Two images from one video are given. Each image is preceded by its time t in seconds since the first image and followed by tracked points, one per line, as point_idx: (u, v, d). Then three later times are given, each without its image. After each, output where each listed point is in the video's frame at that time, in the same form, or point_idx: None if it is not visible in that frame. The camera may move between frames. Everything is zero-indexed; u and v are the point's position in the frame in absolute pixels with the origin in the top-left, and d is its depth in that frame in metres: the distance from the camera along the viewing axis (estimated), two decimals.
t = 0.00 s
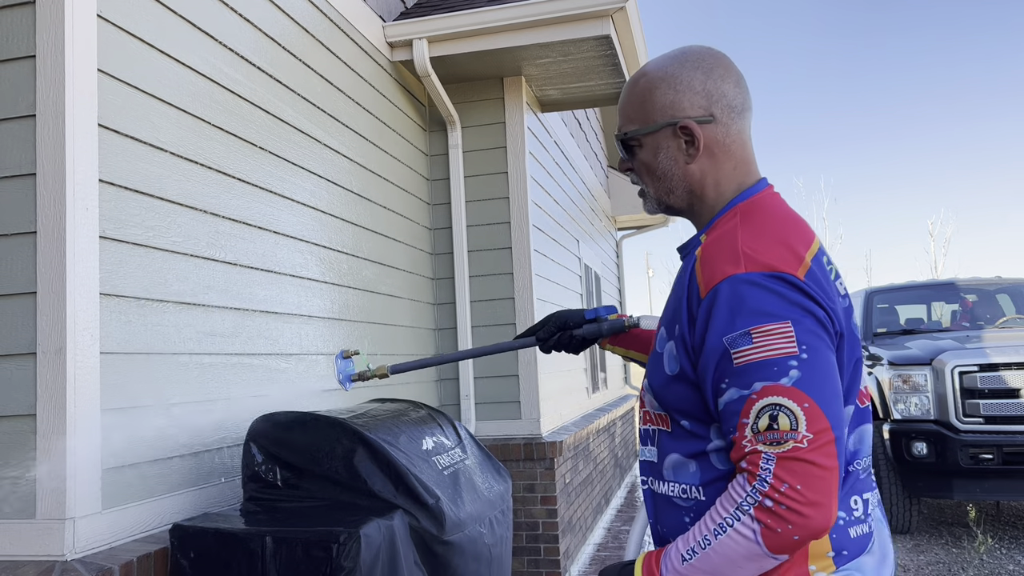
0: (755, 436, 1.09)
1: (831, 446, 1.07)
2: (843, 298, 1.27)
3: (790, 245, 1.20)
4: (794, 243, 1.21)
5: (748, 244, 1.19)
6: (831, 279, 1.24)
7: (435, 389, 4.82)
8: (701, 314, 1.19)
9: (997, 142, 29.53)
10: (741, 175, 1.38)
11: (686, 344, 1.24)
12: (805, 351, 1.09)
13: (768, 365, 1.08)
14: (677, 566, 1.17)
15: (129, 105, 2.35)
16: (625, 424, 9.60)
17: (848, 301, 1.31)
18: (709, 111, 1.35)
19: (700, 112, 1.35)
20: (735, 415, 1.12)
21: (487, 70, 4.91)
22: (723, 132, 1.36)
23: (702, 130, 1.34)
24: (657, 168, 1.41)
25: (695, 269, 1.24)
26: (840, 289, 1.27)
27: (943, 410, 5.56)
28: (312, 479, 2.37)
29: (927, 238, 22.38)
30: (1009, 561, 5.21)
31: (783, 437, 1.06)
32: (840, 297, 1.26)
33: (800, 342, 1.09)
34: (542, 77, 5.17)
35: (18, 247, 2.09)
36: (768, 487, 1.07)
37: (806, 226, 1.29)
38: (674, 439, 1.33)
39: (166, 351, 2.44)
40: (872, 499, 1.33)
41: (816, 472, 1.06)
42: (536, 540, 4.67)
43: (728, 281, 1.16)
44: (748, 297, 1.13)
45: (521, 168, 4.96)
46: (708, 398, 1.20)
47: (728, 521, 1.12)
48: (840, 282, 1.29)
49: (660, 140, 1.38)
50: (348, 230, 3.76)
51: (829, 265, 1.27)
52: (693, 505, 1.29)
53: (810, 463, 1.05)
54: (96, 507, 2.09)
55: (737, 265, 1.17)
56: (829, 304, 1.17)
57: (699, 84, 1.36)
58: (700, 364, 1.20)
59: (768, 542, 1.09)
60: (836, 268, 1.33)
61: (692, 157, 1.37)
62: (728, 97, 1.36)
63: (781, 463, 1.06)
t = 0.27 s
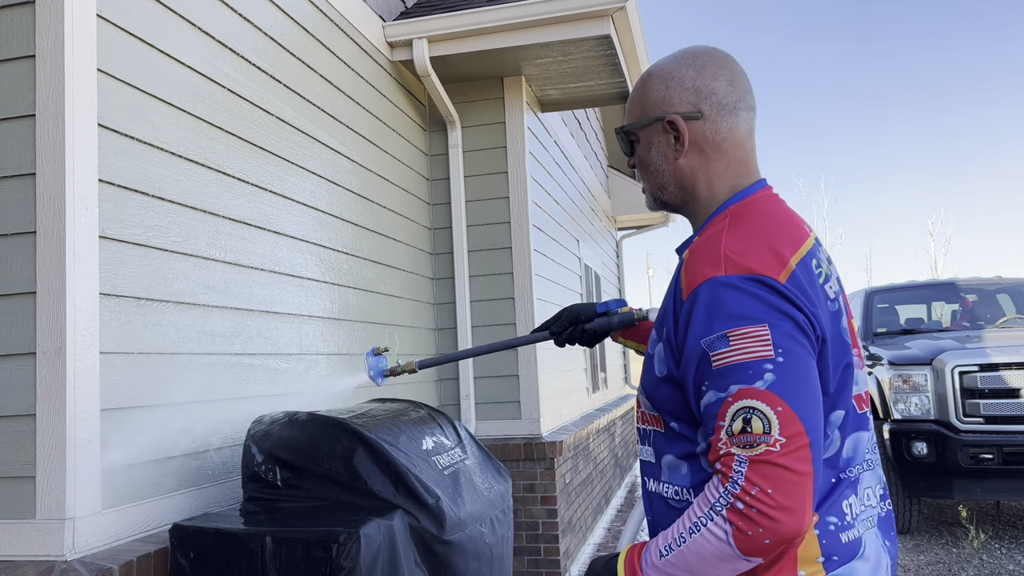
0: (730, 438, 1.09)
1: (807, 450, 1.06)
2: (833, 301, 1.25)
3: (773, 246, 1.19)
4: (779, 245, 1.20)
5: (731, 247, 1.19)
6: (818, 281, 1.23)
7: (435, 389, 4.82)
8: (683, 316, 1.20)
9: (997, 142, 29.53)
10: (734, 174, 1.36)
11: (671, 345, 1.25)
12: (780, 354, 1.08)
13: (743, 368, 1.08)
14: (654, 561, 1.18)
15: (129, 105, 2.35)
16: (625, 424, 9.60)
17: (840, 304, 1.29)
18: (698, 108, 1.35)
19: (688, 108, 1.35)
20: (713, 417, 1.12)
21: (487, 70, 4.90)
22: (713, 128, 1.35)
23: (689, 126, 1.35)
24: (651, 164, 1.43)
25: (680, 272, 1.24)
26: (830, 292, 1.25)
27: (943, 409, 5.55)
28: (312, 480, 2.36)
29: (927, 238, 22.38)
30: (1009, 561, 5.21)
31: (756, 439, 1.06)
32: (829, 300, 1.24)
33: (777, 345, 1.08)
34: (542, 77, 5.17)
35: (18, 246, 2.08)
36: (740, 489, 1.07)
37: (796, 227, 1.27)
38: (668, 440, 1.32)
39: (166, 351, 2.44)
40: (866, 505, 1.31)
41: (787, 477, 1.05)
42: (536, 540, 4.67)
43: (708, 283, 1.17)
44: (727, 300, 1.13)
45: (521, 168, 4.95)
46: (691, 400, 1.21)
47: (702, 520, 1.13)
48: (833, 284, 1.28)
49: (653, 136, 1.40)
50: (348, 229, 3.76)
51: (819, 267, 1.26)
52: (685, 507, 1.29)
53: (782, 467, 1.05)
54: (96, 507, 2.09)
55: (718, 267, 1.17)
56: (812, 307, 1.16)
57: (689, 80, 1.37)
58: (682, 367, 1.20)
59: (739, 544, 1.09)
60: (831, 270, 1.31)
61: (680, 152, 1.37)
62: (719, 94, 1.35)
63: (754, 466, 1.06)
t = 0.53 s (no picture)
0: (711, 442, 1.10)
1: (785, 456, 1.07)
2: (824, 305, 1.24)
3: (760, 250, 1.19)
4: (765, 248, 1.20)
5: (717, 250, 1.20)
6: (807, 285, 1.23)
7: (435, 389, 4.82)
8: (669, 318, 1.21)
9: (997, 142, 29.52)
10: (728, 172, 1.36)
11: (660, 347, 1.26)
12: (761, 360, 1.09)
13: (724, 373, 1.09)
14: (639, 556, 1.21)
15: (129, 105, 2.35)
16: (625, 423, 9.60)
17: (833, 307, 1.28)
18: (692, 106, 1.36)
19: (682, 105, 1.36)
20: (696, 420, 1.13)
21: (487, 70, 4.90)
22: (707, 127, 1.35)
23: (681, 123, 1.36)
24: (650, 161, 1.44)
25: (668, 275, 1.25)
26: (820, 295, 1.25)
27: (943, 409, 5.55)
28: (312, 480, 2.36)
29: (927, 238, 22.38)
30: (1009, 561, 5.21)
31: (736, 444, 1.08)
32: (819, 303, 1.24)
33: (758, 351, 1.09)
34: (542, 77, 5.17)
35: (18, 246, 2.08)
36: (719, 491, 1.09)
37: (787, 230, 1.27)
38: (663, 440, 1.32)
39: (166, 351, 2.44)
40: (857, 508, 1.32)
41: (765, 482, 1.07)
42: (536, 540, 4.67)
43: (692, 287, 1.17)
44: (710, 304, 1.14)
45: (521, 168, 4.95)
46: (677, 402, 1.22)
47: (684, 518, 1.15)
48: (825, 288, 1.27)
49: (652, 133, 1.42)
50: (348, 229, 3.76)
51: (809, 271, 1.25)
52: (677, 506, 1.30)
53: (759, 472, 1.06)
54: (96, 507, 2.09)
55: (703, 270, 1.18)
56: (797, 312, 1.16)
57: (685, 79, 1.38)
58: (668, 368, 1.22)
59: (718, 545, 1.11)
60: (825, 273, 1.30)
61: (675, 150, 1.38)
62: (713, 92, 1.35)
63: (733, 471, 1.08)
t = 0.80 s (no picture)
0: (688, 441, 1.13)
1: (759, 457, 1.09)
2: (808, 306, 1.25)
3: (743, 252, 1.20)
4: (749, 249, 1.21)
5: (701, 252, 1.21)
6: (790, 287, 1.24)
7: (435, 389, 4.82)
8: (653, 318, 1.23)
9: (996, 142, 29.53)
10: (720, 173, 1.36)
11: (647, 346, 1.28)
12: (738, 362, 1.10)
13: (702, 374, 1.11)
14: (621, 545, 1.24)
15: (129, 105, 2.35)
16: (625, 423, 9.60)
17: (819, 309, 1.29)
18: (683, 107, 1.36)
19: (674, 106, 1.37)
20: (676, 419, 1.16)
21: (487, 70, 4.90)
22: (698, 127, 1.35)
23: (673, 124, 1.36)
24: (645, 162, 1.45)
25: (654, 276, 1.28)
26: (805, 297, 1.26)
27: (943, 409, 5.55)
28: (312, 480, 2.37)
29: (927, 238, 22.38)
30: (1009, 561, 5.21)
31: (711, 444, 1.10)
32: (803, 305, 1.25)
33: (735, 353, 1.11)
34: (542, 77, 5.17)
35: (18, 246, 2.08)
36: (694, 489, 1.12)
37: (773, 232, 1.28)
38: (655, 438, 1.33)
39: (166, 351, 2.44)
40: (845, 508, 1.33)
41: (738, 482, 1.09)
42: (536, 540, 4.66)
43: (675, 288, 1.19)
44: (691, 305, 1.16)
45: (521, 168, 4.95)
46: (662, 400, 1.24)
47: (662, 511, 1.18)
48: (810, 289, 1.28)
49: (646, 134, 1.42)
50: (348, 229, 3.76)
51: (795, 273, 1.26)
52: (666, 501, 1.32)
53: (732, 473, 1.09)
54: (96, 507, 2.09)
55: (684, 272, 1.20)
56: (778, 314, 1.17)
57: (678, 81, 1.38)
58: (653, 367, 1.24)
59: (692, 540, 1.14)
60: (812, 275, 1.31)
61: (667, 151, 1.39)
62: (705, 93, 1.35)
63: (707, 470, 1.10)
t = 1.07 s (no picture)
0: (663, 435, 1.17)
1: (728, 451, 1.13)
2: (786, 305, 1.27)
3: (720, 252, 1.24)
4: (727, 249, 1.25)
5: (680, 252, 1.25)
6: (768, 286, 1.26)
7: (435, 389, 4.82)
8: (634, 316, 1.28)
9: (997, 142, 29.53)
10: (709, 174, 1.38)
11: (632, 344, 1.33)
12: (709, 358, 1.14)
13: (675, 369, 1.16)
14: (605, 532, 1.29)
15: (129, 105, 2.35)
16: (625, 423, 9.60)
17: (801, 307, 1.31)
18: (673, 109, 1.40)
19: (664, 109, 1.40)
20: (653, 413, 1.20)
21: (487, 70, 4.90)
22: (687, 129, 1.39)
23: (663, 126, 1.40)
24: (640, 164, 1.48)
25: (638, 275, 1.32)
26: (784, 295, 1.28)
27: (943, 409, 5.55)
28: (313, 480, 2.37)
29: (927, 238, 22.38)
30: (1009, 561, 5.21)
31: (682, 437, 1.14)
32: (782, 304, 1.27)
33: (707, 349, 1.15)
34: (542, 77, 5.17)
35: (18, 246, 2.08)
36: (667, 479, 1.16)
37: (754, 232, 1.30)
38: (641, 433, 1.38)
39: (165, 351, 2.44)
40: (829, 505, 1.35)
41: (706, 474, 1.12)
42: (536, 540, 4.67)
43: (654, 286, 1.23)
44: (667, 303, 1.20)
45: (521, 168, 4.95)
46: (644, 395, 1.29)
47: (640, 501, 1.22)
48: (791, 288, 1.30)
49: (640, 136, 1.46)
50: (348, 229, 3.76)
51: (774, 271, 1.29)
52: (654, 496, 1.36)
53: (701, 465, 1.12)
54: (96, 507, 2.09)
55: (662, 271, 1.24)
56: (752, 312, 1.21)
57: (669, 84, 1.42)
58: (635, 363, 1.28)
59: (665, 529, 1.18)
60: (795, 274, 1.33)
61: (658, 152, 1.42)
62: (694, 96, 1.39)
63: (678, 462, 1.14)
